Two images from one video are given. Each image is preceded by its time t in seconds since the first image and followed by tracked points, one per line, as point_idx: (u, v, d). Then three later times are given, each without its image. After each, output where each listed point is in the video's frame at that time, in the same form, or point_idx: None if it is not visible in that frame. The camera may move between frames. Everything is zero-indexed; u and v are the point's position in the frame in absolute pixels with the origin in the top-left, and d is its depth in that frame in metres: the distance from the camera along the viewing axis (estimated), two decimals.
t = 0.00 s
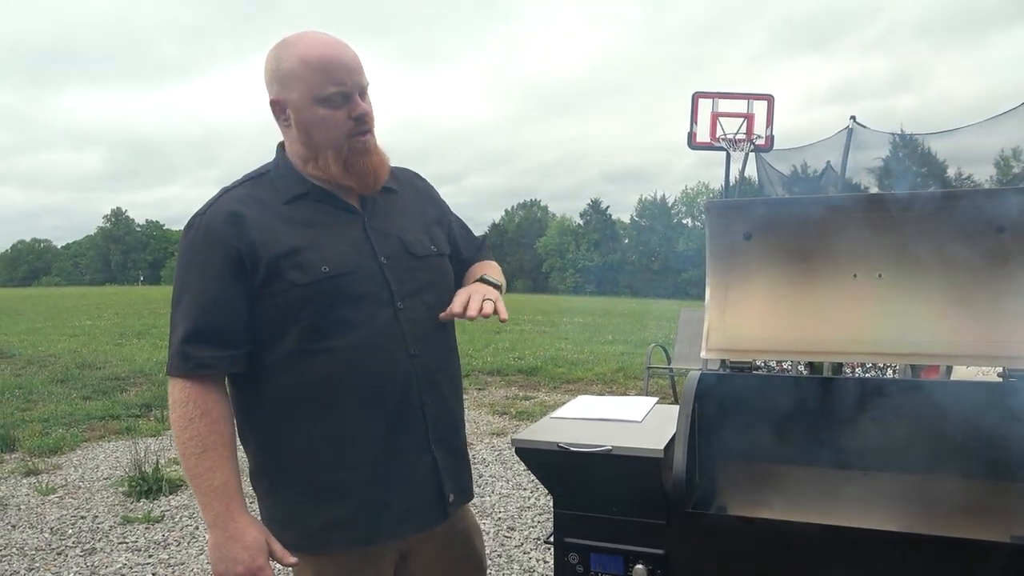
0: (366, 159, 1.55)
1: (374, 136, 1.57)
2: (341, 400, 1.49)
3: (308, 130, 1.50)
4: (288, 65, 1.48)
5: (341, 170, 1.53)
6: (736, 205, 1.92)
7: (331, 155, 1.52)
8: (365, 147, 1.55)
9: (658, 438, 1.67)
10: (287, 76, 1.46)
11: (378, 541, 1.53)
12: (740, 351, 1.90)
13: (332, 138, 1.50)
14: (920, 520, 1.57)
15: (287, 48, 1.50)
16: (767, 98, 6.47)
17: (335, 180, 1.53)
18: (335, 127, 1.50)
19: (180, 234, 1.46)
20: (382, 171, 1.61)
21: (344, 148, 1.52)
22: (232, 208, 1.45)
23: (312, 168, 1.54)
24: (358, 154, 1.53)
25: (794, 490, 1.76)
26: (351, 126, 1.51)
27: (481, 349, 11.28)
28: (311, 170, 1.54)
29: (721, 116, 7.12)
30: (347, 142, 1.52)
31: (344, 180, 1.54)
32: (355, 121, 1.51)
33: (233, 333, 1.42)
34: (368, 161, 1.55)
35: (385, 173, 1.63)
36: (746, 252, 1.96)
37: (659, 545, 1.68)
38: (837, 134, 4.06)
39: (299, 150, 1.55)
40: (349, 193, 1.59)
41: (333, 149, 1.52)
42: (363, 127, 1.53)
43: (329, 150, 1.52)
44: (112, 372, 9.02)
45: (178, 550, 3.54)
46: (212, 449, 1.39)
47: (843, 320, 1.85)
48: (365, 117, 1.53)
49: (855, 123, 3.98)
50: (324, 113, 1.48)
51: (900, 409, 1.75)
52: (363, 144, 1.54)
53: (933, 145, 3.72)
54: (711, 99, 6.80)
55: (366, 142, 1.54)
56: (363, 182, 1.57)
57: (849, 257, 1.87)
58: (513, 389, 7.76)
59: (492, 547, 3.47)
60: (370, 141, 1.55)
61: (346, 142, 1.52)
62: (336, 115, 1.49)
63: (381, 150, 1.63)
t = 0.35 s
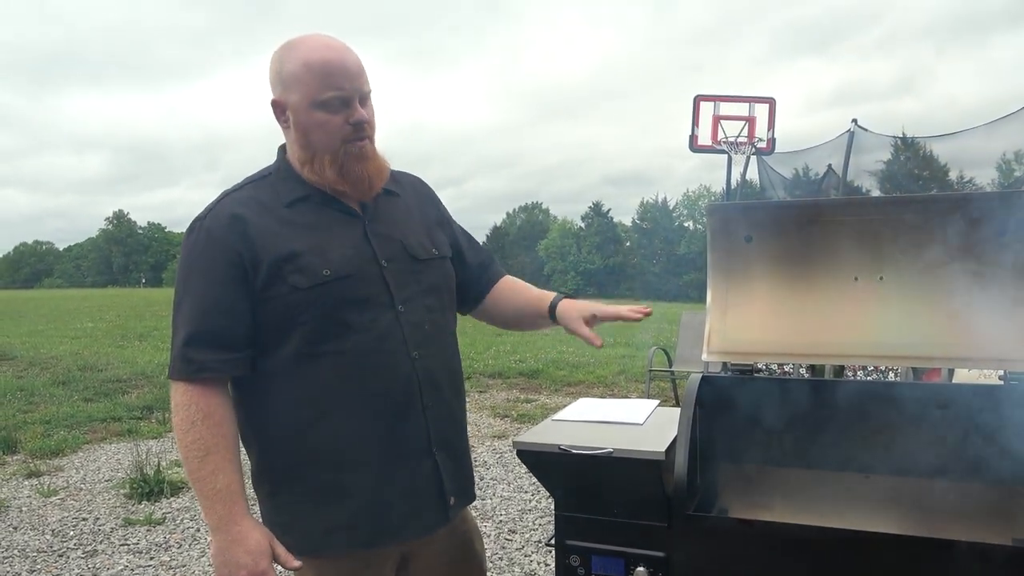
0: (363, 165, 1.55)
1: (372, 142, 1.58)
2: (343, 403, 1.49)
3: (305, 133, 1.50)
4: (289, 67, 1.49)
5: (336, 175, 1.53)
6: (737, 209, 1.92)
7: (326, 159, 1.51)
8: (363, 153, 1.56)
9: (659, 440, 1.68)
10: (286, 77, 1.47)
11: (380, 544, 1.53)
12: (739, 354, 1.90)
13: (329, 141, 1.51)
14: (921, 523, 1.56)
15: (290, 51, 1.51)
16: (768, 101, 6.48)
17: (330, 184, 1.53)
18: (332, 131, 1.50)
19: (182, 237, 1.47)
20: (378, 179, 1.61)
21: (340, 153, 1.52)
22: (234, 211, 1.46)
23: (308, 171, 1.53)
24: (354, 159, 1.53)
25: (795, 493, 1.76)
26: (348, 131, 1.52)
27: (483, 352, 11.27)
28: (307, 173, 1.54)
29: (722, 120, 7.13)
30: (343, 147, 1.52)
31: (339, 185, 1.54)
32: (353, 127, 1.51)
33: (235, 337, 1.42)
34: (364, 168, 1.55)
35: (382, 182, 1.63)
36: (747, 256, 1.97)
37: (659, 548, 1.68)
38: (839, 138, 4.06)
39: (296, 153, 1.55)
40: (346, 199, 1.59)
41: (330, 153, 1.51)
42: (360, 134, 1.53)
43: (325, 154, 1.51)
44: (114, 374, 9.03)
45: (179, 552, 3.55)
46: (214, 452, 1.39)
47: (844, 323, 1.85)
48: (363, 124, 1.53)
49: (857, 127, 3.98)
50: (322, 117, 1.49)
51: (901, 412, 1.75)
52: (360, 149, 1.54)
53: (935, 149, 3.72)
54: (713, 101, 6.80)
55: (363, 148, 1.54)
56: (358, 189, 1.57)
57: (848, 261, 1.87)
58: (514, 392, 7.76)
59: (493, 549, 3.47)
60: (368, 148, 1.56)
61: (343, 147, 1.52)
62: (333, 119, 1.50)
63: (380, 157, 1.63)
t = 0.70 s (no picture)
0: (367, 167, 1.55)
1: (376, 144, 1.58)
2: (345, 405, 1.49)
3: (311, 133, 1.50)
4: (295, 68, 1.49)
5: (340, 176, 1.52)
6: (738, 209, 1.92)
7: (330, 160, 1.51)
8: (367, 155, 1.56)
9: (661, 442, 1.67)
10: (293, 77, 1.47)
11: (382, 547, 1.52)
12: (741, 355, 1.90)
13: (334, 142, 1.50)
14: (923, 524, 1.56)
15: (297, 52, 1.51)
16: (769, 103, 6.49)
17: (334, 185, 1.52)
18: (337, 132, 1.50)
19: (185, 238, 1.47)
20: (382, 181, 1.61)
21: (345, 154, 1.52)
22: (237, 213, 1.46)
23: (312, 172, 1.53)
24: (358, 161, 1.53)
25: (797, 494, 1.75)
26: (353, 133, 1.52)
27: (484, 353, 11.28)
28: (311, 174, 1.53)
29: (723, 121, 7.14)
30: (348, 148, 1.52)
31: (344, 187, 1.54)
32: (358, 128, 1.52)
33: (238, 339, 1.42)
34: (368, 170, 1.55)
35: (385, 184, 1.63)
36: (748, 257, 1.96)
37: (661, 550, 1.68)
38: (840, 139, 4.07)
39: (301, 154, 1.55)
40: (349, 200, 1.58)
41: (334, 154, 1.51)
42: (365, 135, 1.53)
43: (330, 155, 1.51)
44: (115, 376, 9.04)
45: (180, 554, 3.54)
46: (215, 454, 1.39)
47: (844, 325, 1.85)
48: (368, 125, 1.53)
49: (858, 128, 3.99)
50: (327, 118, 1.49)
51: (903, 412, 1.75)
52: (365, 151, 1.54)
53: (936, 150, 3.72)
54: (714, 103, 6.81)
55: (368, 149, 1.54)
56: (361, 191, 1.57)
57: (849, 262, 1.87)
58: (515, 394, 7.76)
59: (495, 551, 3.47)
60: (372, 150, 1.56)
61: (348, 148, 1.52)
62: (339, 120, 1.50)
63: (384, 160, 1.64)
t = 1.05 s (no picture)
0: (372, 168, 1.56)
1: (381, 145, 1.58)
2: (350, 406, 1.49)
3: (316, 135, 1.50)
4: (300, 69, 1.48)
5: (346, 177, 1.53)
6: (738, 210, 1.92)
7: (335, 162, 1.51)
8: (371, 156, 1.56)
9: (662, 443, 1.67)
10: (298, 79, 1.47)
11: (386, 548, 1.52)
12: (741, 356, 1.90)
13: (339, 144, 1.51)
14: (927, 525, 1.56)
15: (301, 53, 1.51)
16: (769, 104, 6.50)
17: (340, 186, 1.53)
18: (342, 133, 1.50)
19: (189, 239, 1.47)
20: (385, 182, 1.61)
21: (350, 155, 1.52)
22: (242, 214, 1.46)
23: (317, 173, 1.53)
24: (363, 162, 1.54)
25: (800, 495, 1.75)
26: (358, 134, 1.52)
27: (484, 354, 11.28)
28: (315, 175, 1.53)
29: (723, 122, 7.14)
30: (353, 149, 1.52)
31: (348, 188, 1.54)
32: (363, 130, 1.52)
33: (242, 340, 1.42)
34: (372, 170, 1.56)
35: (389, 185, 1.64)
36: (749, 258, 1.96)
37: (662, 551, 1.68)
38: (840, 140, 4.07)
39: (305, 155, 1.55)
40: (353, 201, 1.59)
41: (339, 155, 1.52)
42: (370, 136, 1.53)
43: (335, 156, 1.51)
44: (115, 377, 9.04)
45: (181, 555, 3.54)
46: (221, 456, 1.39)
47: (846, 326, 1.85)
48: (373, 127, 1.54)
49: (858, 128, 3.99)
50: (333, 119, 1.49)
51: (905, 413, 1.75)
52: (369, 152, 1.54)
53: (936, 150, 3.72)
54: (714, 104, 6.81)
55: (372, 150, 1.55)
56: (365, 191, 1.57)
57: (849, 263, 1.87)
58: (516, 395, 7.76)
59: (496, 552, 3.47)
60: (377, 151, 1.56)
61: (353, 149, 1.52)
62: (344, 122, 1.50)
63: (388, 160, 1.64)
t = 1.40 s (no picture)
0: (373, 170, 1.56)
1: (382, 147, 1.59)
2: (352, 408, 1.49)
3: (317, 136, 1.50)
4: (302, 71, 1.49)
5: (347, 179, 1.53)
6: (737, 211, 1.92)
7: (336, 163, 1.51)
8: (372, 158, 1.56)
9: (663, 444, 1.67)
10: (299, 81, 1.47)
11: (389, 550, 1.52)
12: (741, 357, 1.90)
13: (340, 145, 1.51)
14: (928, 526, 1.56)
15: (302, 55, 1.51)
16: (768, 104, 6.50)
17: (342, 188, 1.53)
18: (344, 135, 1.50)
19: (192, 241, 1.47)
20: (386, 184, 1.62)
21: (352, 157, 1.52)
22: (244, 216, 1.46)
23: (318, 175, 1.53)
24: (365, 164, 1.54)
25: (802, 496, 1.75)
26: (360, 136, 1.52)
27: (484, 355, 11.28)
28: (316, 177, 1.53)
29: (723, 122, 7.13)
30: (355, 151, 1.52)
31: (349, 189, 1.54)
32: (364, 131, 1.52)
33: (245, 343, 1.42)
34: (374, 172, 1.56)
35: (390, 186, 1.64)
36: (749, 259, 1.96)
37: (661, 552, 1.68)
38: (839, 140, 4.07)
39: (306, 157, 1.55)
40: (354, 203, 1.59)
41: (341, 157, 1.52)
42: (372, 138, 1.53)
43: (336, 158, 1.51)
44: (116, 379, 9.05)
45: (181, 558, 3.54)
46: (225, 458, 1.39)
47: (845, 327, 1.85)
48: (375, 128, 1.54)
49: (857, 128, 3.99)
50: (335, 120, 1.49)
51: (907, 414, 1.75)
52: (371, 154, 1.55)
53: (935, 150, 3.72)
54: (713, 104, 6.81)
55: (374, 152, 1.55)
56: (366, 193, 1.57)
57: (848, 264, 1.87)
58: (516, 395, 7.77)
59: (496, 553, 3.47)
60: (378, 153, 1.57)
61: (354, 151, 1.52)
62: (345, 123, 1.50)
63: (389, 162, 1.64)
